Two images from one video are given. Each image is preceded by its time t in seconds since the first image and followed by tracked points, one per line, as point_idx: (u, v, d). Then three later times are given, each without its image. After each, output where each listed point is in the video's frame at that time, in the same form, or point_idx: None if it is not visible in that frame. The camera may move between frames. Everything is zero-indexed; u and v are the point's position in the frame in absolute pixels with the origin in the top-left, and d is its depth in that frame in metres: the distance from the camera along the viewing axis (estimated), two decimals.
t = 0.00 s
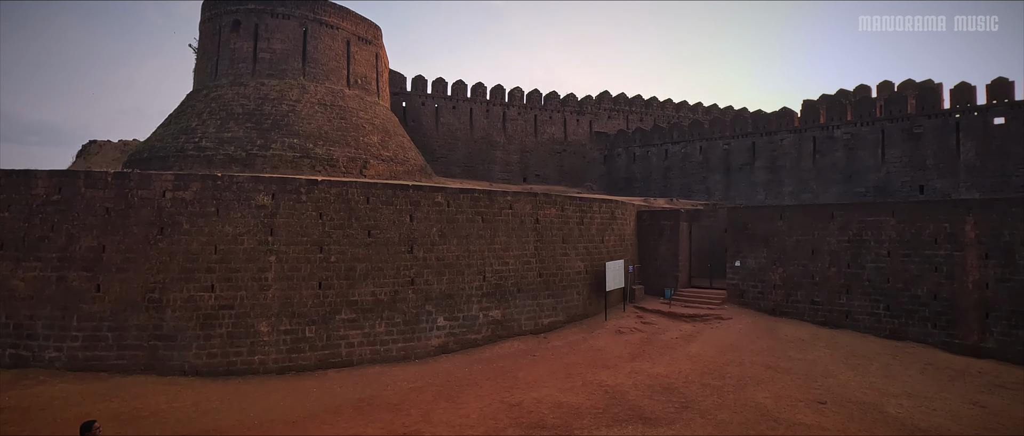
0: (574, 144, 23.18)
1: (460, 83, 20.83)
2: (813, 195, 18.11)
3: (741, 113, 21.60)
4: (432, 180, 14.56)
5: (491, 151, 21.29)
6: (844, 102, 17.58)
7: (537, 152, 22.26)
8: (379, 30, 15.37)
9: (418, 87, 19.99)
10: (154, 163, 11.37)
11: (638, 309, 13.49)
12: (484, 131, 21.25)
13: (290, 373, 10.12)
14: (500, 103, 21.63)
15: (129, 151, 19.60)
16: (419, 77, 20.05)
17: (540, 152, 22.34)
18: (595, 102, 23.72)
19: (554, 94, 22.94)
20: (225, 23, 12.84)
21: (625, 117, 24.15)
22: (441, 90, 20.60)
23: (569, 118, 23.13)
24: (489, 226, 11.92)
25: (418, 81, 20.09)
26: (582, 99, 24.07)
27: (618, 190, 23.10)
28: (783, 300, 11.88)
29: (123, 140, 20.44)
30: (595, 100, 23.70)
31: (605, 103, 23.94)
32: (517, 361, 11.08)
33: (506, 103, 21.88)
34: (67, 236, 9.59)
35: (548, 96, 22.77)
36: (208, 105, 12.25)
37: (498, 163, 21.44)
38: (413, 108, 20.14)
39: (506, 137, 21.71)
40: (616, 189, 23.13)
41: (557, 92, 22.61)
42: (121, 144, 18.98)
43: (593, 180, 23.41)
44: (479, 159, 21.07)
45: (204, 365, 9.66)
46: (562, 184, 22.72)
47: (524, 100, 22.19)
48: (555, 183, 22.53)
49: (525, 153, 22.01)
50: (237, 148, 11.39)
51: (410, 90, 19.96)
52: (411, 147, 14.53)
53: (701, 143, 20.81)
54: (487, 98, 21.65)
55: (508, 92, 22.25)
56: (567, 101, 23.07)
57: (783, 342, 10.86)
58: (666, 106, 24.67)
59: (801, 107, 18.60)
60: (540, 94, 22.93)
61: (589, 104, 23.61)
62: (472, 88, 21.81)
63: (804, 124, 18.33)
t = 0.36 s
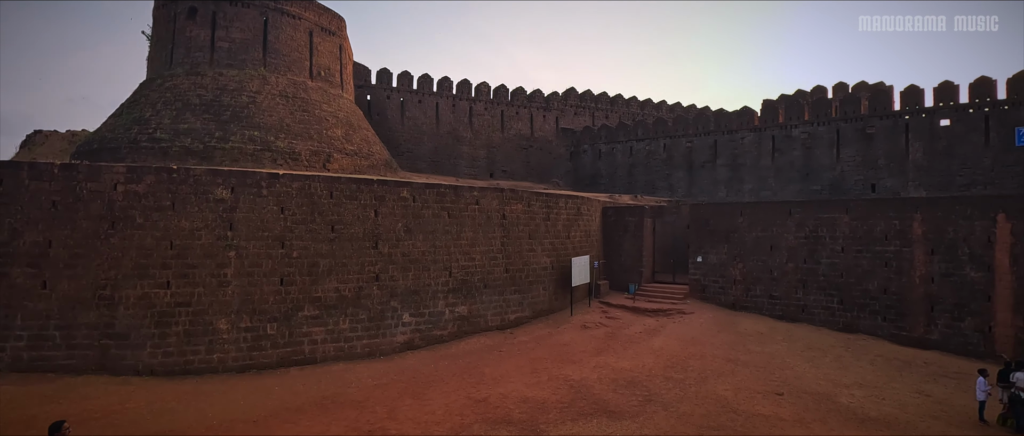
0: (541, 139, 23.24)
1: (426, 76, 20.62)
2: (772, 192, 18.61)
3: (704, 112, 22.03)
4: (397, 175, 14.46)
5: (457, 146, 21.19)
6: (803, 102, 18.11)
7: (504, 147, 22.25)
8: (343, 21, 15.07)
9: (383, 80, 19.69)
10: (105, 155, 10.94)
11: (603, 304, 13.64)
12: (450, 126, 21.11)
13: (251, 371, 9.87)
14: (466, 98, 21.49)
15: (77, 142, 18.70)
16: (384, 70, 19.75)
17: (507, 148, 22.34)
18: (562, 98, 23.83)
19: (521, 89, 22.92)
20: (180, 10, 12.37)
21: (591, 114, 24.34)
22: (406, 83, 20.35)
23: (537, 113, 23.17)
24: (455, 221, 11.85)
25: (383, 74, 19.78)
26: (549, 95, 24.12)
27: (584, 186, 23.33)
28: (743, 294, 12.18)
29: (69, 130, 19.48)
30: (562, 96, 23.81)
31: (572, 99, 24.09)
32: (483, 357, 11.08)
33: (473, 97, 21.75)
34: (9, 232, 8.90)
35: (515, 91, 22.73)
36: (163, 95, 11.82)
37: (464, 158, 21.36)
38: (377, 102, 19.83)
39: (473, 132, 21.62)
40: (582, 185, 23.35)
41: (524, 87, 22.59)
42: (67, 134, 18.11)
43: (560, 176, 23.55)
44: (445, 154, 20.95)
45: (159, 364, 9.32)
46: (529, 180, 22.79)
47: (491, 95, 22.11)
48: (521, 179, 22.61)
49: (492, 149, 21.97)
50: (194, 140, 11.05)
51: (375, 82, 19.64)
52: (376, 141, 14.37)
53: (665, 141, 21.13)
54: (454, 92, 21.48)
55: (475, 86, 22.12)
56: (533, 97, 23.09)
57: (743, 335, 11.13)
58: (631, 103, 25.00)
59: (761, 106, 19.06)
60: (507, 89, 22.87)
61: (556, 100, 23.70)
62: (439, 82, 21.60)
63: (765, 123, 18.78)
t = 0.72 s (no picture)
0: (505, 136, 23.24)
1: (389, 70, 20.32)
2: (729, 190, 19.15)
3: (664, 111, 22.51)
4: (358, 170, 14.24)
5: (420, 141, 20.98)
6: (758, 103, 18.73)
7: (467, 143, 22.15)
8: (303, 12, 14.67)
9: (344, 73, 19.29)
10: (43, 145, 10.38)
11: (566, 299, 13.74)
12: (414, 121, 20.87)
13: (203, 372, 9.49)
14: (429, 93, 21.29)
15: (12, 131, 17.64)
16: (345, 62, 19.36)
17: (471, 144, 22.25)
18: (526, 95, 23.88)
19: (486, 86, 22.85)
20: None
21: (555, 111, 24.52)
22: (369, 77, 20.00)
23: (501, 110, 23.14)
24: (417, 217, 11.72)
25: (344, 67, 19.39)
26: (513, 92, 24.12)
27: (548, 183, 23.48)
28: (701, 289, 12.48)
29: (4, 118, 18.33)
30: (526, 93, 23.85)
31: (536, 96, 24.18)
32: (446, 354, 11.00)
33: (437, 93, 21.56)
34: None
35: (479, 87, 22.62)
36: (108, 83, 11.27)
37: (427, 154, 21.18)
38: (338, 95, 19.38)
39: (437, 128, 21.44)
40: (545, 182, 23.48)
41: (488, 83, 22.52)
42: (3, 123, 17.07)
43: (524, 173, 23.60)
44: (408, 150, 20.72)
45: (102, 366, 8.84)
46: (493, 177, 22.77)
47: (455, 91, 21.94)
48: (485, 175, 22.56)
49: (455, 144, 21.84)
50: (142, 131, 10.59)
51: (336, 75, 19.21)
52: (336, 135, 14.12)
53: (627, 139, 21.49)
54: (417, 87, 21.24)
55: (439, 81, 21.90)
56: (497, 94, 23.07)
57: (701, 329, 11.40)
58: (594, 102, 25.33)
59: (719, 107, 19.59)
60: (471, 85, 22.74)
61: (520, 96, 23.74)
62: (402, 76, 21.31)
63: (722, 123, 19.32)
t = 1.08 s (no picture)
0: (462, 131, 23.07)
1: (343, 62, 19.93)
2: (681, 188, 19.66)
3: (619, 109, 22.93)
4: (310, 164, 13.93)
5: (375, 135, 20.64)
6: (709, 104, 19.33)
7: (424, 138, 21.89)
8: None
9: (296, 64, 18.82)
10: None
11: (522, 295, 13.82)
12: (369, 114, 20.52)
13: (142, 374, 9.00)
14: (385, 86, 20.93)
15: None
16: (297, 53, 18.87)
17: (427, 138, 21.99)
18: (484, 91, 23.75)
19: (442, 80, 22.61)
20: None
21: (512, 107, 24.56)
22: (322, 68, 19.53)
23: (458, 105, 22.95)
24: (372, 213, 11.53)
25: (296, 57, 18.90)
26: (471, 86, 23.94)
27: (505, 179, 23.52)
28: (654, 284, 12.78)
29: None
30: (484, 88, 23.72)
31: (494, 92, 24.09)
32: (401, 351, 10.88)
33: (393, 86, 21.21)
34: None
35: (436, 82, 22.36)
36: (36, 68, 10.62)
37: (383, 148, 20.85)
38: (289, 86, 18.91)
39: (392, 122, 21.12)
40: (503, 178, 23.50)
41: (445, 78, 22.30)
42: None
43: (481, 169, 23.55)
44: (363, 144, 20.36)
45: (30, 371, 8.23)
46: (450, 172, 22.62)
47: (411, 85, 21.62)
48: (442, 171, 22.37)
49: (411, 139, 21.55)
50: (74, 120, 10.01)
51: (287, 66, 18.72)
52: (288, 128, 13.79)
53: (583, 136, 21.76)
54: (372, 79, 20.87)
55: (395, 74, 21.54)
56: (455, 89, 22.89)
57: (653, 323, 11.68)
58: (552, 99, 25.52)
59: (672, 106, 20.08)
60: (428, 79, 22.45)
61: (478, 92, 23.59)
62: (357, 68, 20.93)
63: (675, 122, 19.82)
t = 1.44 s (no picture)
0: (412, 125, 22.70)
1: (287, 51, 19.30)
2: (628, 184, 20.20)
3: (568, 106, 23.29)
4: (252, 155, 13.69)
5: (321, 127, 20.12)
6: (655, 103, 19.90)
7: (372, 131, 21.46)
8: None
9: (236, 52, 18.16)
10: None
11: (472, 290, 13.82)
12: (314, 106, 19.97)
13: (66, 379, 8.37)
14: (331, 78, 20.38)
15: None
16: (237, 40, 18.16)
17: (375, 132, 21.57)
18: (433, 85, 23.43)
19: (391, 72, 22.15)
20: None
21: (463, 102, 24.40)
22: (265, 57, 18.88)
23: (408, 98, 22.55)
24: (317, 207, 11.24)
25: (236, 44, 18.20)
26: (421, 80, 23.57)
27: (456, 174, 23.40)
28: (602, 278, 13.05)
29: None
30: (434, 82, 23.43)
31: (444, 86, 23.80)
32: (348, 349, 10.68)
33: (340, 78, 20.69)
34: None
35: (385, 74, 21.91)
36: None
37: (329, 140, 20.36)
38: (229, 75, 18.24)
39: (339, 114, 20.62)
40: (453, 173, 23.41)
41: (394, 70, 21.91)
42: None
43: (431, 164, 23.36)
44: (308, 136, 19.85)
45: None
46: (399, 167, 22.32)
47: (358, 76, 21.15)
48: (391, 165, 22.03)
49: (359, 132, 21.10)
50: None
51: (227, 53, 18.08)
52: (228, 118, 13.52)
53: (534, 132, 21.93)
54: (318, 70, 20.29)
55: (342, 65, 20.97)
56: (404, 81, 22.45)
57: (600, 317, 11.93)
58: (503, 94, 25.55)
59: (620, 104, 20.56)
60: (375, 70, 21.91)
61: (427, 86, 23.27)
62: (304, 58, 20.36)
63: (623, 120, 20.32)
